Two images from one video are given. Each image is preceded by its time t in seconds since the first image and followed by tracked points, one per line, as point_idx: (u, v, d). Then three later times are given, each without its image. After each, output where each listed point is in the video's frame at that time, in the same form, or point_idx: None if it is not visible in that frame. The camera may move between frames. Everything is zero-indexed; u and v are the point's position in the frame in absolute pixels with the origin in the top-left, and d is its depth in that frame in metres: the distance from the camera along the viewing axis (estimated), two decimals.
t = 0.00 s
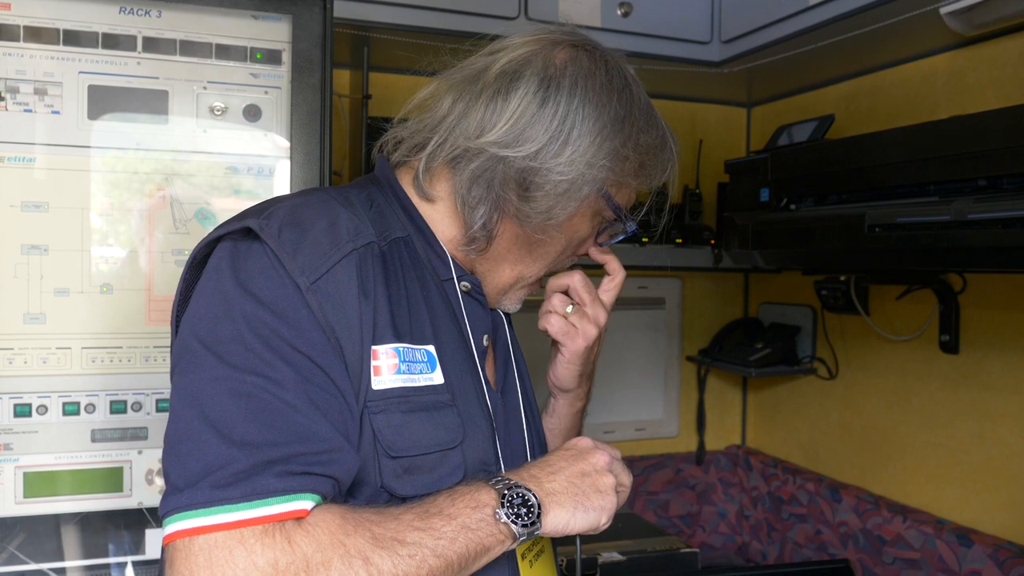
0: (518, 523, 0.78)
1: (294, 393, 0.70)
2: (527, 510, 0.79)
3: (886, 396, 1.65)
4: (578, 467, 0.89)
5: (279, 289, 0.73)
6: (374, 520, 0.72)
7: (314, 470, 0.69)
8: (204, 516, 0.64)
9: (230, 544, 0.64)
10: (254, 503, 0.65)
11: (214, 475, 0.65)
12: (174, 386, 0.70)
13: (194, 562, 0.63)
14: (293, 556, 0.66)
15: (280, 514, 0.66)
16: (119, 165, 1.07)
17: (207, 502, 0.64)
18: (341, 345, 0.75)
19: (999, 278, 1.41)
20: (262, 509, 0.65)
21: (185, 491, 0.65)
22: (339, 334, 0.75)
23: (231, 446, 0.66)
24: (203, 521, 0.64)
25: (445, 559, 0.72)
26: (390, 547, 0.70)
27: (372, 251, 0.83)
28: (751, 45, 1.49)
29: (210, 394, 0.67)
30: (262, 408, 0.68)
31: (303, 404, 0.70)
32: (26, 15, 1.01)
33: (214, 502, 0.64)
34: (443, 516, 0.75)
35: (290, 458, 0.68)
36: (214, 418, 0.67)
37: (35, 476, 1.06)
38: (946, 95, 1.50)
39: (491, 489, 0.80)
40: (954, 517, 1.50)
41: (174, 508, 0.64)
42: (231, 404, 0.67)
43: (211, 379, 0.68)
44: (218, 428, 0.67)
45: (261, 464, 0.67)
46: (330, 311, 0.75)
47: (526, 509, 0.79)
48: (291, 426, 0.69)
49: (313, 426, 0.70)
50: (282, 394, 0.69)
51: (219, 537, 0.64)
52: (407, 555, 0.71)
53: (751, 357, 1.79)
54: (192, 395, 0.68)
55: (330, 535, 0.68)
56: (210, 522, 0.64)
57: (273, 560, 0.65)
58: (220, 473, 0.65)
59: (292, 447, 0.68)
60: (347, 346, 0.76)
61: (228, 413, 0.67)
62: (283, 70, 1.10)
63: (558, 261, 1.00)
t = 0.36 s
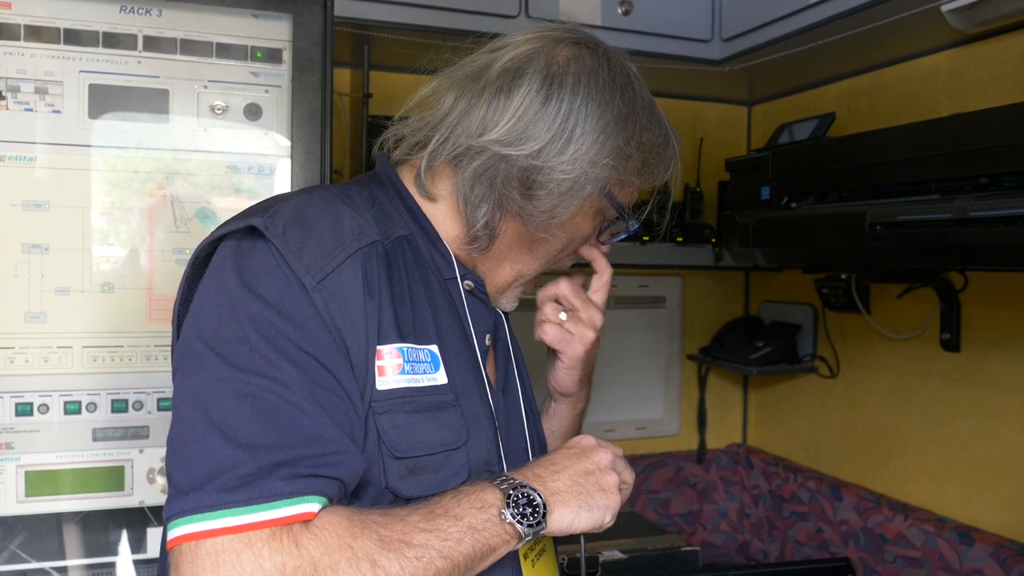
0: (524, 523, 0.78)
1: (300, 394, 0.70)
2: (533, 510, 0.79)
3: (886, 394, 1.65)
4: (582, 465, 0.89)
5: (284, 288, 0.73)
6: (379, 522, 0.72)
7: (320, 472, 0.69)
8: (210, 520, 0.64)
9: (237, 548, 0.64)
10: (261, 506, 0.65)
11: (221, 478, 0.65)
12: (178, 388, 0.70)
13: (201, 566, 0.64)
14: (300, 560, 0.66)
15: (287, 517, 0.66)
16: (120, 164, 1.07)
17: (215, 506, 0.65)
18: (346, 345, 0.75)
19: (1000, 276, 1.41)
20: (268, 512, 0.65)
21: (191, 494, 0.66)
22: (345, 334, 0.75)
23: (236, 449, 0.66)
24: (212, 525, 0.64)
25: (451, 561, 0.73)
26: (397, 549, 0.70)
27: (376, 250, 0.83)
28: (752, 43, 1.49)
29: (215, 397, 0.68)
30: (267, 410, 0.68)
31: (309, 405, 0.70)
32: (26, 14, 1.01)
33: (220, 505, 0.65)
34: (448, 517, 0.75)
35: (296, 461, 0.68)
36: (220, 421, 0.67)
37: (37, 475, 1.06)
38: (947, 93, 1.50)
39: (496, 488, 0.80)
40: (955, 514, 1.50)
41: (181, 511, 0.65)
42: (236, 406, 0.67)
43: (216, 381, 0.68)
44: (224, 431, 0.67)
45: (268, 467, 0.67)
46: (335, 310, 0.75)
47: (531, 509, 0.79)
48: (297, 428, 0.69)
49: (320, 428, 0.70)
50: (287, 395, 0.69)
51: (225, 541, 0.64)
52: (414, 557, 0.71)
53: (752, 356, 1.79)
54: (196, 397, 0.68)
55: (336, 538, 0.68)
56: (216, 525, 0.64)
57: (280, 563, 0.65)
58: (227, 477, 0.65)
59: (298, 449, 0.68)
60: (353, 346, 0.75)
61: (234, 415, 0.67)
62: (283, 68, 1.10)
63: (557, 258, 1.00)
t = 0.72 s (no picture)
0: (518, 524, 0.78)
1: (287, 397, 0.70)
2: (527, 510, 0.79)
3: (886, 394, 1.65)
4: (580, 463, 0.89)
5: (274, 290, 0.73)
6: (370, 524, 0.72)
7: (307, 475, 0.70)
8: (195, 524, 0.64)
9: (222, 552, 0.65)
10: (248, 509, 0.65)
11: (206, 482, 0.66)
12: (167, 388, 0.70)
13: (187, 570, 0.64)
14: (286, 565, 0.66)
15: (273, 521, 0.66)
16: (120, 163, 1.07)
17: (199, 509, 0.65)
18: (336, 348, 0.75)
19: (1000, 275, 1.41)
20: (254, 516, 0.65)
21: (177, 498, 0.66)
22: (333, 336, 0.75)
23: (223, 452, 0.67)
24: (195, 530, 0.64)
25: (442, 561, 0.73)
26: (386, 551, 0.71)
27: (370, 249, 0.83)
28: (752, 42, 1.49)
29: (203, 399, 0.68)
30: (255, 413, 0.68)
31: (297, 408, 0.70)
32: (27, 13, 1.01)
33: (206, 509, 0.65)
34: (440, 517, 0.75)
35: (284, 465, 0.68)
36: (208, 423, 0.67)
37: (38, 474, 1.06)
38: (946, 92, 1.50)
39: (491, 488, 0.80)
40: (955, 513, 1.50)
41: (167, 515, 0.65)
42: (223, 408, 0.67)
43: (204, 382, 0.68)
44: (210, 433, 0.67)
45: (254, 471, 0.67)
46: (325, 311, 0.75)
47: (526, 509, 0.79)
48: (285, 431, 0.69)
49: (308, 431, 0.70)
50: (275, 397, 0.69)
51: (211, 545, 0.65)
52: (403, 559, 0.71)
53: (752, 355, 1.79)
54: (184, 399, 0.68)
55: (324, 542, 0.68)
56: (202, 530, 0.64)
57: (266, 567, 0.65)
58: (213, 481, 0.66)
59: (285, 453, 0.68)
60: (343, 346, 0.76)
61: (222, 418, 0.67)
62: (284, 68, 1.10)
63: (566, 254, 0.96)
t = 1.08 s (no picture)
0: (508, 526, 0.77)
1: (278, 384, 0.70)
2: (519, 513, 0.78)
3: (887, 394, 1.65)
4: (579, 471, 0.89)
5: (271, 278, 0.73)
6: (355, 515, 0.71)
7: (294, 463, 0.69)
8: (178, 504, 0.65)
9: (202, 533, 0.65)
10: (230, 493, 0.65)
11: (190, 463, 0.66)
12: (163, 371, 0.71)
13: (167, 549, 0.64)
14: (264, 549, 0.65)
15: (255, 506, 0.66)
16: (121, 162, 1.07)
17: (182, 490, 0.65)
18: (331, 337, 0.75)
19: (1000, 275, 1.41)
20: (235, 499, 0.65)
21: (164, 478, 0.66)
22: (327, 325, 0.75)
23: (212, 435, 0.67)
24: (175, 510, 0.64)
25: (426, 560, 0.71)
26: (368, 543, 0.69)
27: (371, 243, 0.84)
28: (752, 41, 1.49)
29: (196, 383, 0.68)
30: (243, 398, 0.68)
31: (285, 396, 0.70)
32: (27, 13, 1.01)
33: (190, 490, 0.65)
34: (427, 514, 0.74)
35: (270, 451, 0.68)
36: (198, 406, 0.68)
37: (39, 473, 1.06)
38: (947, 92, 1.50)
39: (483, 489, 0.79)
40: (955, 513, 1.50)
41: (151, 494, 0.65)
42: (213, 391, 0.68)
43: (196, 367, 0.69)
44: (200, 416, 0.67)
45: (240, 455, 0.67)
46: (321, 301, 0.75)
47: (517, 512, 0.78)
48: (274, 417, 0.69)
49: (298, 419, 0.70)
50: (266, 384, 0.69)
51: (191, 526, 0.65)
52: (385, 554, 0.70)
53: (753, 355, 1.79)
54: (178, 382, 0.69)
55: (305, 528, 0.67)
56: (183, 510, 0.64)
57: (243, 551, 0.65)
58: (199, 463, 0.66)
59: (272, 438, 0.68)
60: (337, 336, 0.76)
61: (212, 402, 0.67)
62: (284, 67, 1.10)
63: (575, 251, 0.95)
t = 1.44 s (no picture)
0: (503, 507, 0.76)
1: (281, 356, 0.70)
2: (514, 494, 0.77)
3: (890, 394, 1.65)
4: (580, 461, 0.88)
5: (280, 255, 0.74)
6: (347, 487, 0.71)
7: (293, 431, 0.69)
8: (174, 463, 0.64)
9: (195, 493, 0.64)
10: (224, 455, 0.65)
11: (191, 424, 0.65)
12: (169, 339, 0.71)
13: (159, 508, 0.64)
14: (255, 512, 0.65)
15: (249, 469, 0.65)
16: (121, 160, 1.07)
17: (181, 450, 0.64)
18: (333, 314, 0.76)
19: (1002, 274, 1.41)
20: (229, 461, 0.65)
21: (163, 438, 0.66)
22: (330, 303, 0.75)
23: (213, 399, 0.66)
24: (174, 468, 0.64)
25: (418, 534, 0.71)
26: (360, 514, 0.69)
27: (381, 229, 0.84)
28: (753, 38, 1.49)
29: (200, 350, 0.68)
30: (247, 365, 0.68)
31: (287, 367, 0.70)
32: (27, 10, 1.01)
33: (187, 451, 0.64)
34: (420, 491, 0.74)
35: (268, 418, 0.67)
36: (201, 371, 0.67)
37: (39, 470, 1.06)
38: (949, 89, 1.50)
39: (479, 471, 0.79)
40: (955, 511, 1.50)
41: (149, 454, 0.65)
42: (216, 357, 0.68)
43: (203, 334, 0.69)
44: (202, 380, 0.67)
45: (239, 420, 0.66)
46: (326, 282, 0.76)
47: (513, 494, 0.77)
48: (275, 386, 0.69)
49: (298, 391, 0.70)
50: (268, 353, 0.69)
51: (184, 485, 0.64)
52: (376, 525, 0.69)
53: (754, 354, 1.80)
54: (182, 348, 0.69)
55: (296, 494, 0.67)
56: (179, 469, 0.64)
57: (235, 513, 0.64)
58: (198, 425, 0.65)
59: (271, 406, 0.68)
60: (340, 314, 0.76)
61: (215, 368, 0.67)
62: (285, 64, 1.10)
63: (588, 252, 0.94)
